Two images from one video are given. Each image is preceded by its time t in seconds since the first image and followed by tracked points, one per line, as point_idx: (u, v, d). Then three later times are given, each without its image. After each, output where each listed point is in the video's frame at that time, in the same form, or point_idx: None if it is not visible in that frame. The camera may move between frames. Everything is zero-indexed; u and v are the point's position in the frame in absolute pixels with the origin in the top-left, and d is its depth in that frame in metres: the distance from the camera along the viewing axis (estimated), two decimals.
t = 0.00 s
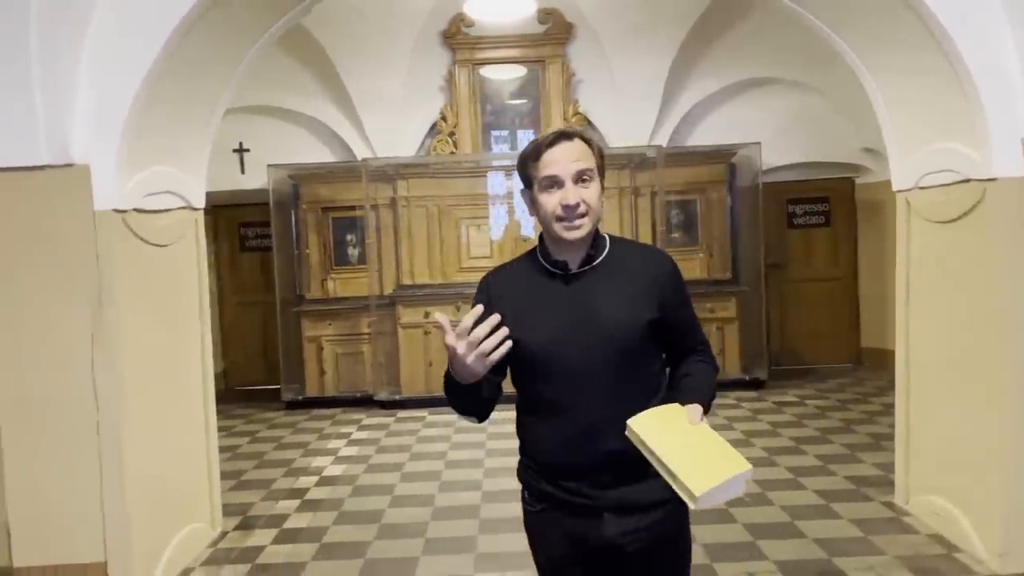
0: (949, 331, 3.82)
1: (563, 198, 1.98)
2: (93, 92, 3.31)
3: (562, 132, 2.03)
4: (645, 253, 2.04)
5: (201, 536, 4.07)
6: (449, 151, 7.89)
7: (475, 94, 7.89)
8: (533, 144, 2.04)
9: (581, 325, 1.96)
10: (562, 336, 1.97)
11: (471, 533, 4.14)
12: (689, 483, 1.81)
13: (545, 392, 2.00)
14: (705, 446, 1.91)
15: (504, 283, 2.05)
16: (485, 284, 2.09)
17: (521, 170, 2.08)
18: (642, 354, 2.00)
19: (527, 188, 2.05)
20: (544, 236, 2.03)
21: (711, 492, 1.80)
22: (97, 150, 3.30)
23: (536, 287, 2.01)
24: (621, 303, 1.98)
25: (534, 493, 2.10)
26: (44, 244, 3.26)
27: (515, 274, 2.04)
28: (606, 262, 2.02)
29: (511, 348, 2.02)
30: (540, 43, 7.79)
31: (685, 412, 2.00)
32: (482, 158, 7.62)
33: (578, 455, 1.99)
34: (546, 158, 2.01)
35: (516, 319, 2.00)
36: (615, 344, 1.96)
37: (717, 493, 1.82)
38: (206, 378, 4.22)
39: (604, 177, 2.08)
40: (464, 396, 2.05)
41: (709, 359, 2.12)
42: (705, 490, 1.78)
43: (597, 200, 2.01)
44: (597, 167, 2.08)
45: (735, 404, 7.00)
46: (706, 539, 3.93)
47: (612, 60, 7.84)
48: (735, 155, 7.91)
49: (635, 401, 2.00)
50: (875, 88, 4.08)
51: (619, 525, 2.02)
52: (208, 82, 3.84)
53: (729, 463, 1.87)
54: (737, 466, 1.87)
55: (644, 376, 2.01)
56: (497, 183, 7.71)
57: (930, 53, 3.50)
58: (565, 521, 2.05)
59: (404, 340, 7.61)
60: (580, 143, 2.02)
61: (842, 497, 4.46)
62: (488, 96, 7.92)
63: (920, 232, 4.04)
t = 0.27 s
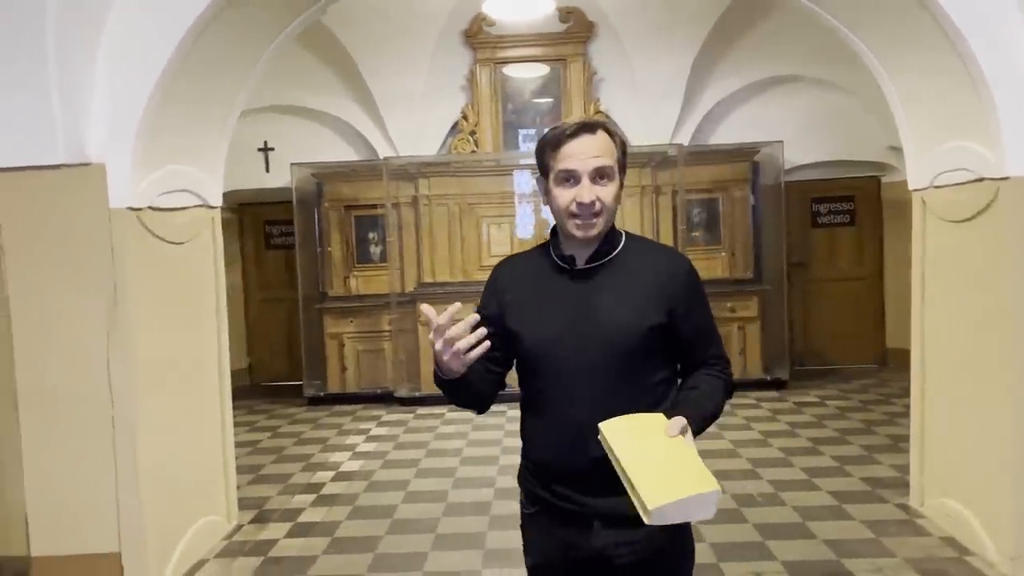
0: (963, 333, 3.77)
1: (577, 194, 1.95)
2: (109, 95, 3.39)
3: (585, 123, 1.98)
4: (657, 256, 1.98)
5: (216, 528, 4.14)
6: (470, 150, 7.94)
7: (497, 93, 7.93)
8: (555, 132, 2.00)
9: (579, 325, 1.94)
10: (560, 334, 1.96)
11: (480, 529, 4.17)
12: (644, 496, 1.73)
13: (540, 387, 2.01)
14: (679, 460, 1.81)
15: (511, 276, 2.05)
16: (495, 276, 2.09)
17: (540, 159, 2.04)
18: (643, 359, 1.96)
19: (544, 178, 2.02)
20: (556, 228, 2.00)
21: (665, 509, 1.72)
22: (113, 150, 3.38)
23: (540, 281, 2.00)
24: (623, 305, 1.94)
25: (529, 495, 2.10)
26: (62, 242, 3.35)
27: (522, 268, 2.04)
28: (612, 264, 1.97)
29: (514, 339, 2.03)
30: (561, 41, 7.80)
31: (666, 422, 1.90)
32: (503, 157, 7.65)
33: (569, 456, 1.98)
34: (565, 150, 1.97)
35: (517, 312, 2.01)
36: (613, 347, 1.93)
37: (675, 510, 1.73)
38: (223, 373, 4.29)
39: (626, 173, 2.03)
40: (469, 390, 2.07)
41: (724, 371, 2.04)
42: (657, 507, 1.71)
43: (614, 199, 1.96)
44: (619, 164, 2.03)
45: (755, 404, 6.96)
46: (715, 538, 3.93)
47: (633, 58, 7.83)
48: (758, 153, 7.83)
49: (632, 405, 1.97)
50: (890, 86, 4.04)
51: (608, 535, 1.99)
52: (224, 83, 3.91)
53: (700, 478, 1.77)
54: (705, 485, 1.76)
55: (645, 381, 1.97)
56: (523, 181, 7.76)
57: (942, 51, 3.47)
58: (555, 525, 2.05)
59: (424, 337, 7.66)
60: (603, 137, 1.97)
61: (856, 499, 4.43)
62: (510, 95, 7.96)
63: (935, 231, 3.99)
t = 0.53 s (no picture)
0: (985, 333, 3.69)
1: (585, 189, 1.80)
2: (126, 95, 3.43)
3: (598, 113, 1.84)
4: (667, 256, 1.81)
5: (232, 521, 4.19)
6: (495, 147, 7.95)
7: (522, 90, 7.92)
8: (567, 122, 1.86)
9: (576, 325, 1.78)
10: (556, 334, 1.80)
11: (493, 526, 4.18)
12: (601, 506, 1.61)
13: (535, 391, 1.86)
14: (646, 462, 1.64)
15: (512, 269, 1.89)
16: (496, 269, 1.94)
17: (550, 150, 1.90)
18: (646, 367, 1.79)
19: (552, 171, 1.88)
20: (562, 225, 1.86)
21: (622, 521, 1.59)
22: (129, 151, 3.43)
23: (540, 277, 1.85)
24: (626, 308, 1.77)
25: (521, 500, 1.95)
26: (80, 239, 3.42)
27: (522, 261, 1.88)
28: (617, 262, 1.81)
29: (512, 338, 1.88)
30: (587, 38, 7.77)
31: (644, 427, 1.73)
32: (527, 154, 7.65)
33: (565, 465, 1.83)
34: (575, 140, 1.83)
35: (514, 308, 1.86)
36: (612, 352, 1.76)
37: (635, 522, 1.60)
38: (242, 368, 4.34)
39: (641, 170, 1.88)
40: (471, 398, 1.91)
41: (738, 386, 1.83)
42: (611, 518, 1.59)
43: (625, 196, 1.81)
44: (635, 159, 1.87)
45: (780, 404, 6.89)
46: (727, 539, 3.90)
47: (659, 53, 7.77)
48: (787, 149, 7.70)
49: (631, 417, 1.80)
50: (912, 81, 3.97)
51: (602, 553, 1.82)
52: (241, 82, 3.96)
53: (667, 488, 1.61)
54: (670, 496, 1.59)
55: (648, 390, 1.80)
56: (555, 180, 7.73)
57: (962, 46, 3.40)
58: (547, 536, 1.88)
59: (447, 334, 7.71)
60: (617, 129, 1.83)
61: (875, 501, 4.36)
62: (535, 91, 7.94)
63: (957, 229, 3.91)
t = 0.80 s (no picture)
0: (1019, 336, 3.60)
1: (577, 187, 1.74)
2: (156, 96, 3.49)
3: (589, 110, 1.79)
4: (662, 263, 1.78)
5: (262, 514, 4.27)
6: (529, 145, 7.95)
7: (558, 88, 7.89)
8: (556, 119, 1.81)
9: (573, 335, 1.74)
10: (550, 344, 1.75)
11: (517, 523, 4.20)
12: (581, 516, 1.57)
13: (527, 402, 1.80)
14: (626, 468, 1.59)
15: (500, 277, 1.83)
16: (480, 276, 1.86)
17: (538, 146, 1.84)
18: (642, 376, 1.76)
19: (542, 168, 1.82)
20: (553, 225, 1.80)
21: (601, 531, 1.55)
22: (161, 154, 3.50)
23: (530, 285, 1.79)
24: (623, 317, 1.74)
25: (507, 514, 1.90)
26: (112, 236, 3.51)
27: (512, 269, 1.82)
28: (614, 269, 1.77)
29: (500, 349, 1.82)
30: (622, 35, 7.72)
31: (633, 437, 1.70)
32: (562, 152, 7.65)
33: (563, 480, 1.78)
34: (566, 138, 1.77)
35: (505, 318, 1.80)
36: (611, 362, 1.73)
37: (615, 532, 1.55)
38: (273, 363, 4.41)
39: (633, 168, 1.83)
40: (460, 416, 1.83)
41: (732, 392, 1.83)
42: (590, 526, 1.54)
43: (619, 195, 1.76)
44: (627, 156, 1.82)
45: (816, 405, 6.80)
46: (752, 540, 3.86)
47: (696, 50, 7.67)
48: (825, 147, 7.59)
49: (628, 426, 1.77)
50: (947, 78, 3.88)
51: (596, 566, 1.81)
52: (271, 82, 4.02)
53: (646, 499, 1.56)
54: (650, 504, 1.55)
55: (646, 400, 1.78)
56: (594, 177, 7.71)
57: (994, 43, 3.32)
58: (537, 551, 1.85)
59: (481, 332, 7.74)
60: (609, 126, 1.78)
61: (907, 505, 4.28)
62: (570, 89, 7.91)
63: (993, 230, 3.82)
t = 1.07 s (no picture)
0: None
1: (535, 185, 1.58)
2: (196, 96, 3.57)
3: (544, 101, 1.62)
4: (626, 260, 1.65)
5: (298, 507, 4.32)
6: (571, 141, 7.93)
7: (600, 84, 7.86)
8: (509, 111, 1.64)
9: (540, 344, 1.58)
10: (516, 355, 1.58)
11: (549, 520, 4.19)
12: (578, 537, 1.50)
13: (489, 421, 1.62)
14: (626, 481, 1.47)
15: (452, 283, 1.64)
16: (425, 285, 1.66)
17: (488, 141, 1.67)
18: (612, 384, 1.62)
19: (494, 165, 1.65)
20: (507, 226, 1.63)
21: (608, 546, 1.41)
22: (200, 151, 3.57)
23: (488, 291, 1.61)
24: (593, 320, 1.60)
25: (477, 551, 1.72)
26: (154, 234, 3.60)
27: (465, 273, 1.64)
28: (580, 268, 1.63)
29: (457, 364, 1.63)
30: (665, 30, 7.66)
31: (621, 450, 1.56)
32: (605, 148, 7.63)
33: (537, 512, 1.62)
34: (521, 131, 1.61)
35: (461, 328, 1.61)
36: (582, 369, 1.58)
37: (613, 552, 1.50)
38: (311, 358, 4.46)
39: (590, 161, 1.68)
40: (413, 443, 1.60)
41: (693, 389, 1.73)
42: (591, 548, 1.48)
43: (578, 192, 1.61)
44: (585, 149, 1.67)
45: (862, 406, 6.66)
46: (787, 543, 3.80)
47: (740, 45, 7.52)
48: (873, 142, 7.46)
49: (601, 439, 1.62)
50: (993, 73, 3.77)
51: None
52: (309, 82, 4.08)
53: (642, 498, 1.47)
54: (646, 502, 1.46)
55: (615, 409, 1.63)
56: (639, 173, 7.69)
57: None
58: None
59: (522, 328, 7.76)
60: (565, 117, 1.61)
61: (950, 510, 4.17)
62: (613, 84, 7.87)
63: None
